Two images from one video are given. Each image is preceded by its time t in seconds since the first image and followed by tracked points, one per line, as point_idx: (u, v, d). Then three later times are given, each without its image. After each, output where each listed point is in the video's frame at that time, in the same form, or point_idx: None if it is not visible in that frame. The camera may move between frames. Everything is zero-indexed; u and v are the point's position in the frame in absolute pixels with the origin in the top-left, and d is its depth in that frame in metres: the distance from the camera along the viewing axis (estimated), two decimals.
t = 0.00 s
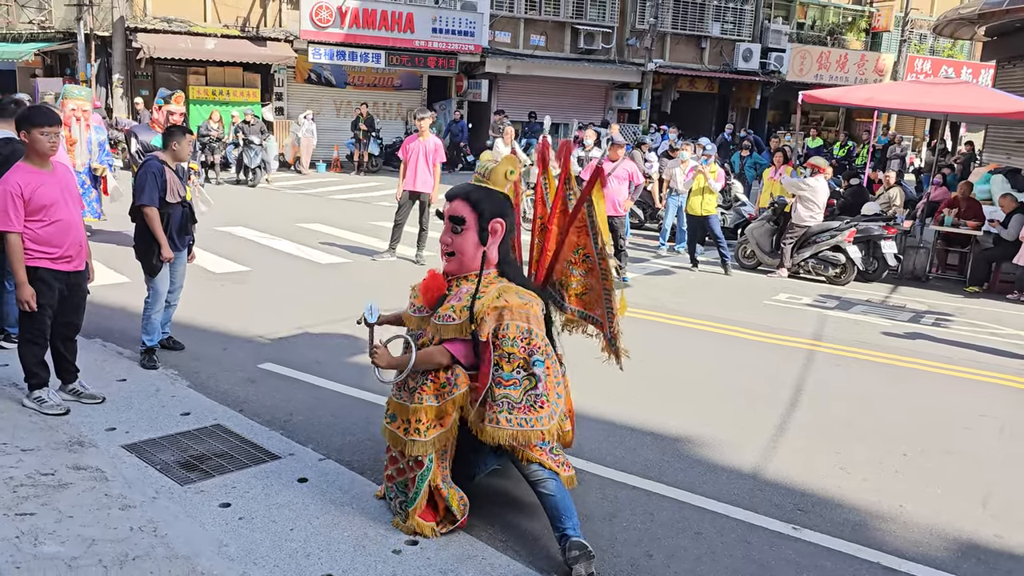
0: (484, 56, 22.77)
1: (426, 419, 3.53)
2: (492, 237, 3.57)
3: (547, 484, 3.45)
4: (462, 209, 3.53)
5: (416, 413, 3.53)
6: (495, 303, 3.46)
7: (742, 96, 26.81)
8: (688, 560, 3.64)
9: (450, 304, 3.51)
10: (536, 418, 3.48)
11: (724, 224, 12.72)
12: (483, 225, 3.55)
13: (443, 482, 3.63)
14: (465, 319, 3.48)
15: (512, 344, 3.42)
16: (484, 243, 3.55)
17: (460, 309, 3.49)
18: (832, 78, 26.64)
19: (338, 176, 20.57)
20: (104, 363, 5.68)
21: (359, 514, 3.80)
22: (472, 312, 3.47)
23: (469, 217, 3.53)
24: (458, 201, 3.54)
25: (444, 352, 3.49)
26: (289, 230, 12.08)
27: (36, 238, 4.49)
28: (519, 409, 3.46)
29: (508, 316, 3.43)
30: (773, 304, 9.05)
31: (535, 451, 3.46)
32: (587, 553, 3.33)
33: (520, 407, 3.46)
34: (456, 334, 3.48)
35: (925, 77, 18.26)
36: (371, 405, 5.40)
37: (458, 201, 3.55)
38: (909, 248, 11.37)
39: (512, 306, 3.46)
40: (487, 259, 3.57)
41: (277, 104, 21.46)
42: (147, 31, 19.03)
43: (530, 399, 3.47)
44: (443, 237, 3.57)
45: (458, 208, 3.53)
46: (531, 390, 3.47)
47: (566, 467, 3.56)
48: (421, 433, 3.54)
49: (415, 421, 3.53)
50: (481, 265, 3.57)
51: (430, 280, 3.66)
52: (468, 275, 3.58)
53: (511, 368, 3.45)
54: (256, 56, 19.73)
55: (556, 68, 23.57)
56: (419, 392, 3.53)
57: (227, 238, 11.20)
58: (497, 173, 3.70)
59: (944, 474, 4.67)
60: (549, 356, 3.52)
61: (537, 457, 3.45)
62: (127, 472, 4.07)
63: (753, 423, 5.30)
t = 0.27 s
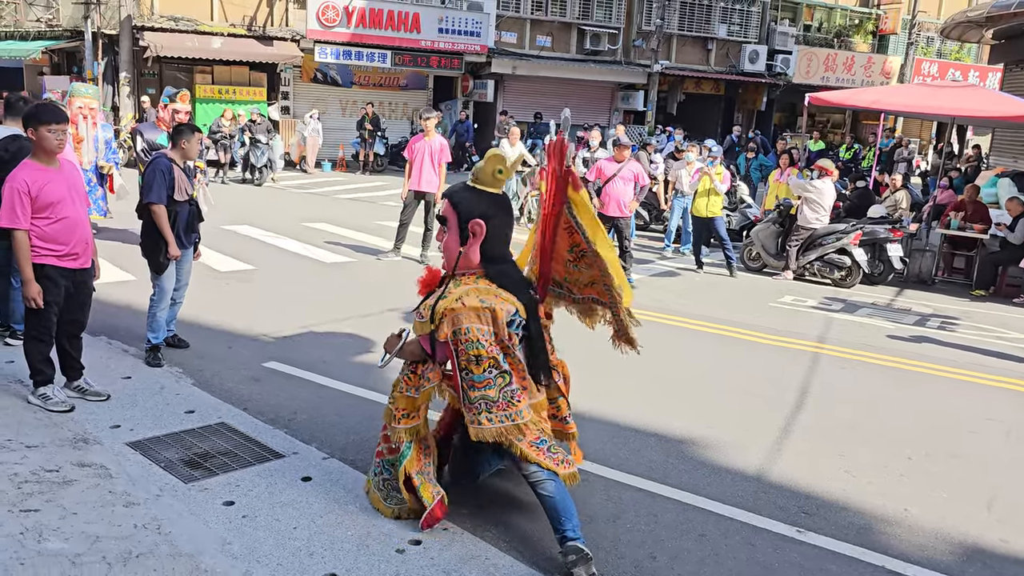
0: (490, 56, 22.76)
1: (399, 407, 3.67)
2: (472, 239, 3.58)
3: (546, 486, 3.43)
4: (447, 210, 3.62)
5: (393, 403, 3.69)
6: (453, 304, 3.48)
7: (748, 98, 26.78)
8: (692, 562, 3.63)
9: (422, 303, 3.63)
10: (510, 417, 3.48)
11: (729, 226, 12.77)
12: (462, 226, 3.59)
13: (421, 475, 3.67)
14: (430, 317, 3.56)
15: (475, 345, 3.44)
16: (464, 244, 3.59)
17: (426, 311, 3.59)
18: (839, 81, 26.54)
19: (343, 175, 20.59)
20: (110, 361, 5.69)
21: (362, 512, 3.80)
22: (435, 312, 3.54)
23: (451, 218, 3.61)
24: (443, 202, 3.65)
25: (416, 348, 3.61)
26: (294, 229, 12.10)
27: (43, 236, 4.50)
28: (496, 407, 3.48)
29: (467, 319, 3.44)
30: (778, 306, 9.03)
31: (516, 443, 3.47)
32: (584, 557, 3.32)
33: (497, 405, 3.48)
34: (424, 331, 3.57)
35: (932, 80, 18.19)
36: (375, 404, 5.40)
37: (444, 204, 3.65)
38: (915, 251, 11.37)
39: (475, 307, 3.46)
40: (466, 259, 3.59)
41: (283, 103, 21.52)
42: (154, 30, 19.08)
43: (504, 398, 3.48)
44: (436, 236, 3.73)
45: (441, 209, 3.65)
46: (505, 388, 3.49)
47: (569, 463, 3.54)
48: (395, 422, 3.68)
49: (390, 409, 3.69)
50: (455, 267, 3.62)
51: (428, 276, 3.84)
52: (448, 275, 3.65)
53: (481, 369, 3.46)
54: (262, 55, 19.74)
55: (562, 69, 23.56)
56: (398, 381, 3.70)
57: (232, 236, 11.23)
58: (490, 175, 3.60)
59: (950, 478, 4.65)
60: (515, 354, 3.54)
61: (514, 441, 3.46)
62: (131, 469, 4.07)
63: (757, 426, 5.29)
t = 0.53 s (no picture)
0: (498, 58, 22.78)
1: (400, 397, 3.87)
2: (461, 236, 3.66)
3: (545, 489, 3.41)
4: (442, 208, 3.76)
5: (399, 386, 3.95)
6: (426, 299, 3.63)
7: (756, 100, 26.75)
8: (698, 565, 3.61)
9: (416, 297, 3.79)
10: (442, 414, 3.54)
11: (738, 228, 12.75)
12: (452, 224, 3.69)
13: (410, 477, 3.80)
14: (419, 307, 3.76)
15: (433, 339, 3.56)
16: (453, 242, 3.69)
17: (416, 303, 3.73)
18: (847, 83, 26.43)
19: (350, 176, 20.64)
20: (117, 360, 5.71)
21: (369, 513, 3.79)
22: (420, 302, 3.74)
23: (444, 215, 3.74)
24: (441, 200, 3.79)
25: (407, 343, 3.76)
26: (301, 230, 12.12)
27: (52, 235, 4.51)
28: (430, 401, 3.57)
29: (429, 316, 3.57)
30: (786, 308, 9.01)
31: (499, 441, 3.56)
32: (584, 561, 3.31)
33: (431, 400, 3.57)
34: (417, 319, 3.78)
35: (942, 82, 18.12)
36: (381, 405, 5.40)
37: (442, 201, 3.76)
38: (924, 254, 11.48)
39: (437, 301, 3.56)
40: (455, 256, 3.68)
41: (291, 104, 21.58)
42: (163, 31, 19.16)
43: (439, 395, 3.55)
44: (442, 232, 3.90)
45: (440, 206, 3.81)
46: (442, 386, 3.55)
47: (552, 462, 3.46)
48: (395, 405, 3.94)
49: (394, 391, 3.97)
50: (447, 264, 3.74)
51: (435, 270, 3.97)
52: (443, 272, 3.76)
53: (430, 360, 3.58)
54: (270, 55, 19.80)
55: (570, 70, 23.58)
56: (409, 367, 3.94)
57: (240, 237, 11.25)
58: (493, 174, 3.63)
59: (958, 482, 4.63)
60: (468, 357, 3.54)
61: (495, 437, 3.56)
62: (138, 468, 4.08)
63: (765, 428, 5.28)
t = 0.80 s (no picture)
0: (503, 59, 22.78)
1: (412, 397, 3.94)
2: (469, 238, 3.71)
3: (556, 490, 3.43)
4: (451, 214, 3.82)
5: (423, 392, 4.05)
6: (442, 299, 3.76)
7: (761, 102, 26.69)
8: (703, 567, 3.60)
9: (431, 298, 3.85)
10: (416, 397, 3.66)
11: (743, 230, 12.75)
12: (460, 228, 3.75)
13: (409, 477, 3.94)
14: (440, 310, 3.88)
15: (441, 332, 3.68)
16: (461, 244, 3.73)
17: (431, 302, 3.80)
18: (854, 85, 26.30)
19: (355, 177, 20.65)
20: (123, 360, 5.72)
21: (373, 515, 3.79)
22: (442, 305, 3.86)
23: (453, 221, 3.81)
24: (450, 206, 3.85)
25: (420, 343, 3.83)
26: (306, 231, 12.13)
27: (58, 236, 4.52)
28: (419, 383, 3.69)
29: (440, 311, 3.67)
30: (791, 310, 8.99)
31: (507, 450, 3.57)
32: (591, 563, 3.32)
33: (415, 379, 3.70)
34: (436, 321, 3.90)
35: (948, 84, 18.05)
36: (386, 406, 5.40)
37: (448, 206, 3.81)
38: (929, 257, 11.41)
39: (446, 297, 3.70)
40: (465, 258, 3.74)
41: (296, 105, 21.64)
42: (169, 32, 19.21)
43: (419, 375, 3.71)
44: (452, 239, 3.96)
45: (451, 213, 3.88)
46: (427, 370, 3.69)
47: (560, 465, 3.44)
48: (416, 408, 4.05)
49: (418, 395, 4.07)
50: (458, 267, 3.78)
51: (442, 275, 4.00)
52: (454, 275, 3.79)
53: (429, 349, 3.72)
54: (276, 57, 19.83)
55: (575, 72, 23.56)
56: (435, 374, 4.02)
57: (245, 238, 11.27)
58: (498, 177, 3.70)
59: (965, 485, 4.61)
60: (466, 353, 3.60)
61: (503, 447, 3.57)
62: (144, 469, 4.08)
63: (770, 431, 5.26)
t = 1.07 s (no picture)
0: (506, 61, 22.79)
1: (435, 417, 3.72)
2: (498, 240, 3.62)
3: (567, 490, 3.43)
4: (468, 217, 3.60)
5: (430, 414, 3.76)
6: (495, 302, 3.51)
7: (764, 103, 26.68)
8: (706, 569, 3.60)
9: (461, 309, 3.62)
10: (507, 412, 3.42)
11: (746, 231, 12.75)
12: (487, 230, 3.61)
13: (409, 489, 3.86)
14: (470, 321, 3.57)
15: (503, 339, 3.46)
16: (489, 247, 3.62)
17: (468, 313, 3.57)
18: (857, 87, 26.13)
19: (358, 178, 20.67)
20: (126, 361, 5.73)
21: (375, 516, 3.79)
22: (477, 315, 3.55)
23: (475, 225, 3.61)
24: (462, 208, 3.63)
25: (460, 358, 3.59)
26: (309, 232, 12.14)
27: (61, 237, 4.51)
28: (486, 396, 3.43)
29: (499, 319, 3.49)
30: (794, 312, 8.98)
31: (518, 463, 3.52)
32: (603, 559, 3.30)
33: (488, 394, 3.43)
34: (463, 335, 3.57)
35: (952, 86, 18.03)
36: (388, 407, 5.40)
37: (464, 209, 3.63)
38: (932, 258, 11.38)
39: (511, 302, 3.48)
40: (495, 260, 3.63)
41: (299, 107, 21.70)
42: (172, 34, 19.26)
43: (499, 389, 3.44)
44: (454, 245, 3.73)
45: (461, 217, 3.63)
46: (505, 381, 3.45)
47: (569, 475, 3.44)
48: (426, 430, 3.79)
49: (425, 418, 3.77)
50: (487, 271, 3.65)
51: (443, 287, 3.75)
52: (481, 279, 3.66)
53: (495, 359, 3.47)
54: (279, 58, 19.86)
55: (578, 73, 23.57)
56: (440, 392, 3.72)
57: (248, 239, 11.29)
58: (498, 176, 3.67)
59: (970, 487, 4.59)
60: (537, 353, 3.47)
61: (514, 460, 3.52)
62: (146, 470, 4.08)
63: (773, 433, 5.25)
